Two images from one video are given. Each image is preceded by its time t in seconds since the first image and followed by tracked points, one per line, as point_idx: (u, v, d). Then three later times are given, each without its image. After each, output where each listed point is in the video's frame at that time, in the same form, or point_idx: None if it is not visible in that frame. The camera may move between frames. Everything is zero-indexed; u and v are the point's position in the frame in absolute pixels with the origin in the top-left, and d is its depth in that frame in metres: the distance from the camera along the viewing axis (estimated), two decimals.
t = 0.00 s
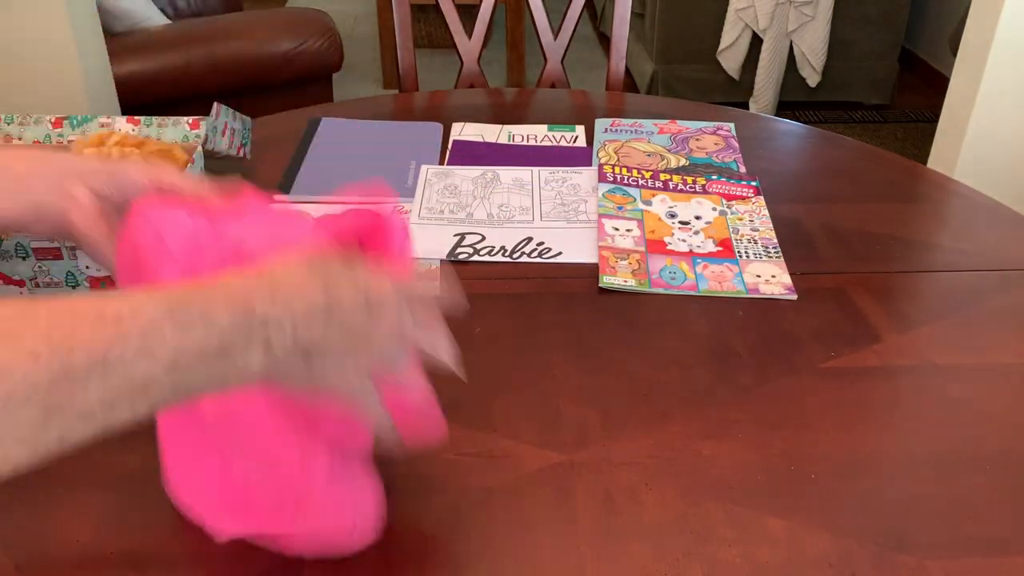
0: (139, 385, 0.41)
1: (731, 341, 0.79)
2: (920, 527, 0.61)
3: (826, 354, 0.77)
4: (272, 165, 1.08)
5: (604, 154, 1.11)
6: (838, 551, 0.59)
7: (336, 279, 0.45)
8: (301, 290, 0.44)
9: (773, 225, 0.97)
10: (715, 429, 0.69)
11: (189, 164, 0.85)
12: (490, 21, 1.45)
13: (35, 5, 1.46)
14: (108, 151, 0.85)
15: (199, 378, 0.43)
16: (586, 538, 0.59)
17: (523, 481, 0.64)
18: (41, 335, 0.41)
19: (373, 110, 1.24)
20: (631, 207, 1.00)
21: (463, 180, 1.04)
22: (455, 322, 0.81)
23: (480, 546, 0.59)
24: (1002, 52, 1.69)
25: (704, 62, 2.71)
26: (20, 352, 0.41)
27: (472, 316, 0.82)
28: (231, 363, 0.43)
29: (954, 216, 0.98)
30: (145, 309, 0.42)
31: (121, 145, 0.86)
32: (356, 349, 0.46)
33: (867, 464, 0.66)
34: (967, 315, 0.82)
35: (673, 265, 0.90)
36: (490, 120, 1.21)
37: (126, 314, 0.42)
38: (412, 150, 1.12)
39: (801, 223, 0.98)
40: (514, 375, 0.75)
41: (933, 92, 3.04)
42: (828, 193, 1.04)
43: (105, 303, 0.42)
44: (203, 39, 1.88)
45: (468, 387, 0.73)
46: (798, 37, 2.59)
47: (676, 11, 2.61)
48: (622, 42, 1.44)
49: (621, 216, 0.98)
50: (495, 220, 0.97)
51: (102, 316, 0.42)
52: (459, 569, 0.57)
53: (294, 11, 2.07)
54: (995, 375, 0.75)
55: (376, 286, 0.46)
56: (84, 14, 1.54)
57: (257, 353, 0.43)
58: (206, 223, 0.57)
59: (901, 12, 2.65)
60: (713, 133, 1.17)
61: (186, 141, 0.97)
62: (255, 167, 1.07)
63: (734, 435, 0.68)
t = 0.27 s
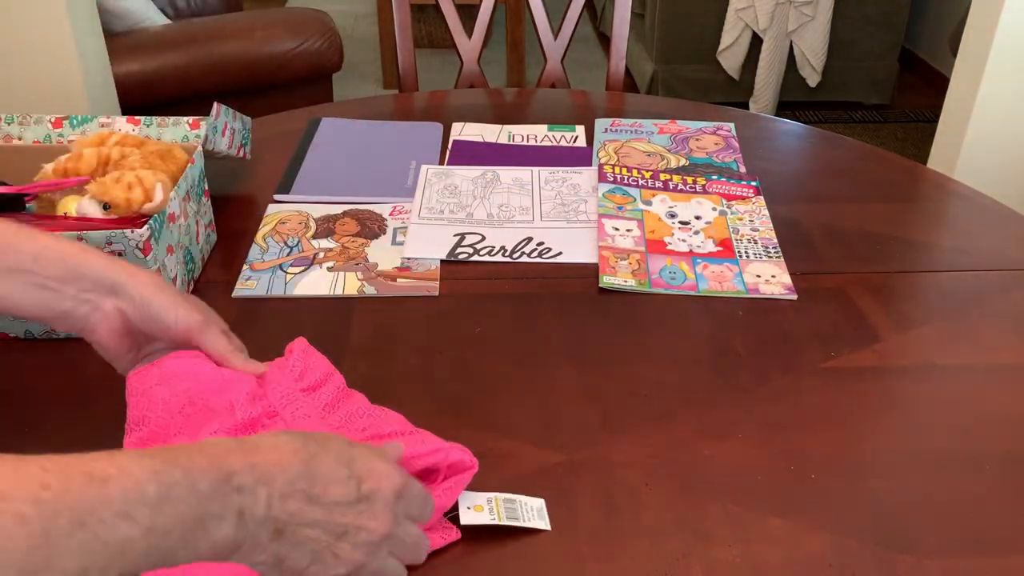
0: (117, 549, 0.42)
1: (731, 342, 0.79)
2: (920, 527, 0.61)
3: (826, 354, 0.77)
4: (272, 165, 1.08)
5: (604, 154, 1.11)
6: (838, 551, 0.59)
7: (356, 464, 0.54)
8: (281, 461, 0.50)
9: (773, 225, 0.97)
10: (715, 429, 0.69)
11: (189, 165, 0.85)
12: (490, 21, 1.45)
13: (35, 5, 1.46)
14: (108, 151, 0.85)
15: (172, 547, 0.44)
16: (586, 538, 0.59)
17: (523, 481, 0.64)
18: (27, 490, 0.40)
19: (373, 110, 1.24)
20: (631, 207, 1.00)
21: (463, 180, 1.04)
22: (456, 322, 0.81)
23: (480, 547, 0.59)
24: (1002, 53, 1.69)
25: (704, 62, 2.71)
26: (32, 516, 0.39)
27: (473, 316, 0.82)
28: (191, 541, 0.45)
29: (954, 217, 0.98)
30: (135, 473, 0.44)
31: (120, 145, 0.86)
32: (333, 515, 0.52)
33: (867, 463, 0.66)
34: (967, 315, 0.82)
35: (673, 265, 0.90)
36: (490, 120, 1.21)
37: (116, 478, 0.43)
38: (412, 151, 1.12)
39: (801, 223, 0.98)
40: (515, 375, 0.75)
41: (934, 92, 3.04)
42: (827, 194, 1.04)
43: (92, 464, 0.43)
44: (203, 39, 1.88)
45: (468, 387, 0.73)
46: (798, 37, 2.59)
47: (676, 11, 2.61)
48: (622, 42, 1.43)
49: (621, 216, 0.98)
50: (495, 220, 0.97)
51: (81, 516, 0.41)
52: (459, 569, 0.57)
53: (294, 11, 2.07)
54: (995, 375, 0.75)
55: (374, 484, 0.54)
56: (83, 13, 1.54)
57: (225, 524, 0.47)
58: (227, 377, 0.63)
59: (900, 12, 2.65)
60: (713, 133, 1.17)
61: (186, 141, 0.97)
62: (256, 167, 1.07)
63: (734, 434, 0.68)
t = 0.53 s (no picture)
0: (160, 496, 0.40)
1: (731, 342, 0.79)
2: (920, 527, 0.61)
3: (825, 354, 0.77)
4: (272, 165, 1.08)
5: (604, 154, 1.11)
6: (838, 551, 0.59)
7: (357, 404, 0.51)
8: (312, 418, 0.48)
9: (773, 225, 0.97)
10: (715, 429, 0.69)
11: (189, 165, 0.86)
12: (490, 21, 1.45)
13: (35, 5, 1.46)
14: (108, 151, 0.85)
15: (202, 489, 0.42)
16: (586, 538, 0.59)
17: (523, 481, 0.64)
18: (87, 446, 0.38)
19: (373, 110, 1.24)
20: (631, 207, 1.00)
21: (463, 180, 1.04)
22: (455, 322, 0.81)
23: (480, 547, 0.59)
24: (1002, 52, 1.69)
25: (704, 62, 2.71)
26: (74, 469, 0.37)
27: (473, 316, 0.82)
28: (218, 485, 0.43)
29: (954, 216, 0.98)
30: (164, 427, 0.41)
31: (120, 145, 0.86)
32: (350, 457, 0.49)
33: (867, 463, 0.66)
34: (967, 315, 0.82)
35: (673, 265, 0.90)
36: (490, 120, 1.22)
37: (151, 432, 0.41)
38: (412, 150, 1.12)
39: (801, 223, 0.98)
40: (515, 375, 0.75)
41: (934, 92, 3.04)
42: (828, 193, 1.04)
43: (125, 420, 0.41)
44: (203, 39, 1.88)
45: (468, 387, 0.73)
46: (798, 37, 2.59)
47: (676, 11, 2.61)
48: (622, 42, 1.43)
49: (621, 216, 0.98)
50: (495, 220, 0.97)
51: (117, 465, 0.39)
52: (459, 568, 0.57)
53: (294, 11, 2.07)
54: (995, 375, 0.75)
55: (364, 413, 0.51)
56: (83, 13, 1.54)
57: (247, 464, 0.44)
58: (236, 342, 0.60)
59: (900, 12, 2.65)
60: (713, 133, 1.17)
61: (186, 141, 0.97)
62: (256, 167, 1.07)
63: (734, 434, 0.68)
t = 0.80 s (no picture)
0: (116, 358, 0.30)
1: (731, 341, 0.79)
2: (920, 526, 0.61)
3: (825, 354, 0.77)
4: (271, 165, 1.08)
5: (604, 154, 1.11)
6: (838, 551, 0.59)
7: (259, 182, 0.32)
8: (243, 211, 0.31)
9: (773, 225, 0.97)
10: (715, 429, 0.69)
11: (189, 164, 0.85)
12: (490, 21, 1.45)
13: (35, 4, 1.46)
14: (108, 151, 0.85)
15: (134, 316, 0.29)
16: (587, 539, 0.59)
17: (523, 481, 0.64)
18: None
19: (373, 110, 1.24)
20: (631, 207, 0.99)
21: (463, 180, 1.04)
22: (455, 322, 0.81)
23: (480, 547, 0.59)
24: (1003, 52, 1.69)
25: (704, 62, 2.71)
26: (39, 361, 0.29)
27: (472, 315, 0.82)
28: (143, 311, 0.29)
29: (954, 216, 0.98)
30: (51, 286, 0.28)
31: (120, 145, 0.86)
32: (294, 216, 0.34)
33: (868, 463, 0.66)
34: (967, 315, 0.82)
35: (674, 264, 0.90)
36: (490, 120, 1.21)
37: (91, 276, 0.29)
38: (412, 150, 1.12)
39: (801, 223, 0.98)
40: (515, 375, 0.75)
41: (934, 92, 3.04)
42: (828, 193, 1.04)
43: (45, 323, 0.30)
44: (202, 39, 1.88)
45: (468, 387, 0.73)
46: (798, 37, 2.59)
47: (676, 11, 2.61)
48: (622, 42, 1.43)
49: (621, 216, 0.98)
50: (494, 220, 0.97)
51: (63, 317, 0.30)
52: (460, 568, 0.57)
53: (294, 11, 2.07)
54: (995, 375, 0.75)
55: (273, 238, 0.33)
56: (83, 12, 1.54)
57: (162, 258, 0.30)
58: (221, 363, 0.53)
59: (900, 12, 2.65)
60: (713, 133, 1.17)
61: (186, 141, 0.97)
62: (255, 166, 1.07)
63: (735, 434, 0.68)
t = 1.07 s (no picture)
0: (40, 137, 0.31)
1: (731, 342, 0.79)
2: (920, 526, 0.61)
3: (825, 354, 0.77)
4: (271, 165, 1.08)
5: (604, 154, 1.11)
6: (838, 551, 0.59)
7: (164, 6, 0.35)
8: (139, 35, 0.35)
9: (773, 225, 0.97)
10: (715, 430, 0.69)
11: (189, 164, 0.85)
12: (490, 21, 1.45)
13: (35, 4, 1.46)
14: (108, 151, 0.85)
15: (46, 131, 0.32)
16: (587, 539, 0.59)
17: (524, 481, 0.64)
18: None
19: (373, 110, 1.24)
20: (631, 207, 0.99)
21: (463, 180, 1.04)
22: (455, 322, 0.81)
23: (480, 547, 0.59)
24: (1003, 53, 1.69)
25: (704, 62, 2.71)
26: None
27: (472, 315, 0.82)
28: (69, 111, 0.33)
29: (954, 216, 0.98)
30: None
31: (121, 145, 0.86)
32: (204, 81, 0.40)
33: (868, 463, 0.66)
34: (967, 315, 0.82)
35: (674, 264, 0.90)
36: (490, 120, 1.21)
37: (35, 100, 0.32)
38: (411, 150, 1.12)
39: (800, 223, 0.98)
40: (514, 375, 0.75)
41: (934, 92, 3.04)
42: (828, 193, 1.04)
43: None
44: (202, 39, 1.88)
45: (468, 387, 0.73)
46: (798, 37, 2.59)
47: (676, 11, 2.61)
48: (622, 42, 1.43)
49: (622, 216, 0.98)
50: (495, 220, 0.97)
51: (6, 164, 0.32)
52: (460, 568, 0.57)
53: (294, 11, 2.07)
54: (995, 375, 0.75)
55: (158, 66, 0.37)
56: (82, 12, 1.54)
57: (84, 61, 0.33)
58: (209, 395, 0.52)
59: (900, 12, 2.64)
60: (713, 133, 1.17)
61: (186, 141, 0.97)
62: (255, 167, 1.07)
63: (735, 435, 0.68)
